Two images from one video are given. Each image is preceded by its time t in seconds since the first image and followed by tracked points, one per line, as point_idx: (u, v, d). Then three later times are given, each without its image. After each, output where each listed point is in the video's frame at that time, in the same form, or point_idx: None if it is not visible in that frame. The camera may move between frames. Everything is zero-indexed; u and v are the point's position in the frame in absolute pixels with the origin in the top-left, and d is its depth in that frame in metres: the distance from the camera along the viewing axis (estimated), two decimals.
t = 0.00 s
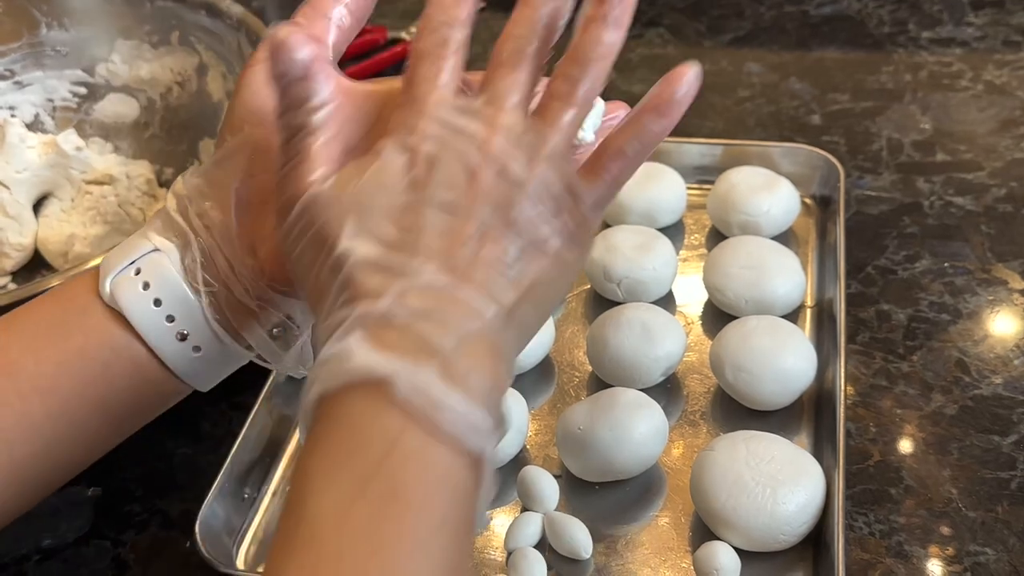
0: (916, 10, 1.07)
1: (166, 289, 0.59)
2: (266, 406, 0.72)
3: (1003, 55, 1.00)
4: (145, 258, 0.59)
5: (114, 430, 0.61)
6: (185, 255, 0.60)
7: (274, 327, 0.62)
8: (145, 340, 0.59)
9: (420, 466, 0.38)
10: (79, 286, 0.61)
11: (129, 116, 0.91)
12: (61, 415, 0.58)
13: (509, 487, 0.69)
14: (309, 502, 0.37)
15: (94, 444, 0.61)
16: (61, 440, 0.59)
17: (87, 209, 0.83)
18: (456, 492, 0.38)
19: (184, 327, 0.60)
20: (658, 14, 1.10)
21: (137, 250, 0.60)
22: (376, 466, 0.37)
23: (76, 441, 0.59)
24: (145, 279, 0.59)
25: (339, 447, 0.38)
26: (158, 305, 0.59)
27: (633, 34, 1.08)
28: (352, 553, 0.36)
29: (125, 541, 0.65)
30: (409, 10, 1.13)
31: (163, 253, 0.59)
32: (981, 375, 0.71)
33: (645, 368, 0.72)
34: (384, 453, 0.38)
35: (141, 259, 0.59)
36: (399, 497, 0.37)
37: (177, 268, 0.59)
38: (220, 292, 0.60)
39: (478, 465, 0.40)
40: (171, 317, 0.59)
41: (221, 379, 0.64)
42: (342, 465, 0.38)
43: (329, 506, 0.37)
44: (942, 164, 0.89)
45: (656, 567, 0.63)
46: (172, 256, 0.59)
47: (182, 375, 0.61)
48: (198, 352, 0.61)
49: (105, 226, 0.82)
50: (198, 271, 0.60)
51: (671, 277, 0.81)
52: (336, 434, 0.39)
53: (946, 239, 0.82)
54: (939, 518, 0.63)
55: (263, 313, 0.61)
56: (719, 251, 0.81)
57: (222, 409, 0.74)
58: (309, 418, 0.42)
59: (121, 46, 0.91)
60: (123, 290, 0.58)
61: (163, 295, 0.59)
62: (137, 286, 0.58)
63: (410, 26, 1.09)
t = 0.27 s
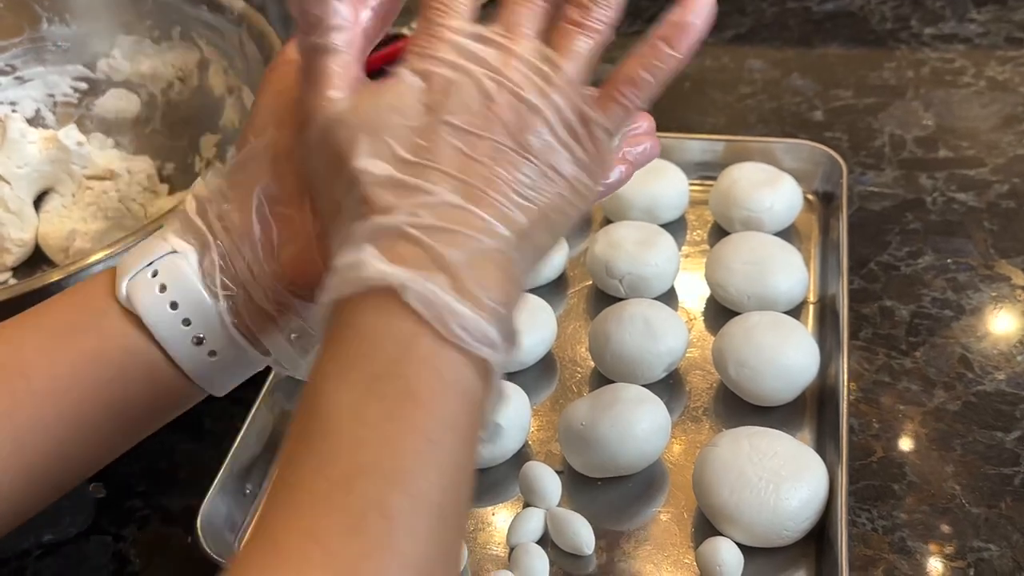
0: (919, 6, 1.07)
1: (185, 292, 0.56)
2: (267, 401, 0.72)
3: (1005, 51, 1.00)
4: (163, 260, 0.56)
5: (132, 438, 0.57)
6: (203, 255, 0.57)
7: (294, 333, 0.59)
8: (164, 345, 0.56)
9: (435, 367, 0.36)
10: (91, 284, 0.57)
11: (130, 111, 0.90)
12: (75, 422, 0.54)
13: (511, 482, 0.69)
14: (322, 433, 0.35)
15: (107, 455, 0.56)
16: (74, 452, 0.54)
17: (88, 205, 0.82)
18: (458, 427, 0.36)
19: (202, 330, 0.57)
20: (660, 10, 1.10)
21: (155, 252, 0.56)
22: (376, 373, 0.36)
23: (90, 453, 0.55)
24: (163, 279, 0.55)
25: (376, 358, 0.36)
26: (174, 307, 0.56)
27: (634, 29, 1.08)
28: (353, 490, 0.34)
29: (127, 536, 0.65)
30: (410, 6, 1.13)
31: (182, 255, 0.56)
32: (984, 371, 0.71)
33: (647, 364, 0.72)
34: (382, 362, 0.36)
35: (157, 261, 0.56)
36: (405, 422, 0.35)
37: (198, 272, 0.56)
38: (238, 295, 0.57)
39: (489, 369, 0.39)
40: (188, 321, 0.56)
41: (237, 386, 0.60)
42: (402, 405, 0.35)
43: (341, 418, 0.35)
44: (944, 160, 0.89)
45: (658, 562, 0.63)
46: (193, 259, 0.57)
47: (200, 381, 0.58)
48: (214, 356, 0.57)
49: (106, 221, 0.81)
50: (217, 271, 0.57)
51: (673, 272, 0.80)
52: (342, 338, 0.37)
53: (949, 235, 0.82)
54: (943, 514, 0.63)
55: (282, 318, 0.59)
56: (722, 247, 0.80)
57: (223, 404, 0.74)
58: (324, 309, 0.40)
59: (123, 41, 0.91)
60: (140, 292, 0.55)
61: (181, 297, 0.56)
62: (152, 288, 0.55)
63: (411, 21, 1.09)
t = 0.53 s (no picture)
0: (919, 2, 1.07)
1: (196, 273, 0.55)
2: (264, 398, 0.72)
3: (1005, 48, 1.00)
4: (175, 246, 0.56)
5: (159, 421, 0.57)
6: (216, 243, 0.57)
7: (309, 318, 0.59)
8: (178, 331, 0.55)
9: (373, 441, 0.40)
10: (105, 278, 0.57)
11: (127, 107, 0.91)
12: (101, 403, 0.54)
13: (509, 480, 0.69)
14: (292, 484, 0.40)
15: (133, 438, 0.56)
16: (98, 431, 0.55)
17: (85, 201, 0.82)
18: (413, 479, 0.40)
19: (214, 313, 0.55)
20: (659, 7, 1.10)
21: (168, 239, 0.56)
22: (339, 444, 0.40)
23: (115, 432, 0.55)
24: (177, 263, 0.55)
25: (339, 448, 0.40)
26: (187, 290, 0.55)
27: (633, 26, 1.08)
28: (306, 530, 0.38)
29: (123, 533, 0.65)
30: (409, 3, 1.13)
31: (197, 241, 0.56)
32: (984, 368, 0.71)
33: (646, 361, 0.72)
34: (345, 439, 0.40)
35: (172, 246, 0.56)
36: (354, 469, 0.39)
37: (210, 253, 0.56)
38: (253, 275, 0.57)
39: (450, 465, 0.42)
40: (200, 304, 0.55)
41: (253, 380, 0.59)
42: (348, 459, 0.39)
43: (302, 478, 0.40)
44: (945, 157, 0.88)
45: (656, 560, 0.63)
46: (205, 243, 0.57)
47: (211, 367, 0.56)
48: (227, 342, 0.56)
49: (103, 217, 0.81)
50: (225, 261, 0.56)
51: (673, 269, 0.80)
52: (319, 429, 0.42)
53: (949, 232, 0.81)
54: (942, 512, 0.63)
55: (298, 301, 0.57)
56: (721, 244, 0.80)
57: (221, 401, 0.73)
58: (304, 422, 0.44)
59: (120, 37, 0.91)
60: (155, 278, 0.55)
61: (193, 279, 0.55)
62: (168, 275, 0.55)
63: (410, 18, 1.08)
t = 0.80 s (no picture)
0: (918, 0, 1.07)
1: (137, 251, 0.59)
2: (261, 394, 0.72)
3: (1005, 46, 0.99)
4: (112, 216, 0.59)
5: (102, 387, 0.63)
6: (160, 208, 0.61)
7: (249, 286, 0.64)
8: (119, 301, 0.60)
9: (494, 442, 0.39)
10: (45, 248, 0.62)
11: (125, 105, 0.89)
12: (48, 375, 0.60)
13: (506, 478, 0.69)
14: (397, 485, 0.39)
15: (77, 410, 0.62)
16: (45, 403, 0.61)
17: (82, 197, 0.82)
18: (529, 491, 0.39)
19: (156, 287, 0.60)
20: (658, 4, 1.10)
21: (105, 209, 0.60)
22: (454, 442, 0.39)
23: (64, 403, 0.62)
24: (113, 238, 0.59)
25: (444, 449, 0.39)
26: (126, 266, 0.59)
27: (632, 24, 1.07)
28: (413, 533, 0.37)
29: (119, 530, 0.65)
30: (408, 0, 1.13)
31: (131, 212, 0.59)
32: (982, 366, 0.71)
33: (644, 358, 0.72)
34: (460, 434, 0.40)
35: (107, 218, 0.59)
36: (452, 466, 0.38)
37: (146, 227, 0.59)
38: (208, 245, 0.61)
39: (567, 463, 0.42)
40: (142, 278, 0.60)
41: (192, 340, 0.64)
42: (472, 458, 0.38)
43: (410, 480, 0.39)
44: (944, 154, 0.88)
45: (654, 558, 0.62)
46: (140, 216, 0.59)
47: (155, 335, 0.62)
48: (171, 312, 0.61)
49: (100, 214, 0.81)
50: (174, 226, 0.60)
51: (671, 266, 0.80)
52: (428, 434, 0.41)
53: (948, 230, 0.81)
54: (940, 510, 0.63)
55: (240, 272, 0.63)
56: (719, 241, 0.80)
57: (217, 398, 0.73)
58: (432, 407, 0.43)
59: (117, 33, 0.92)
60: (91, 253, 0.59)
61: (133, 256, 0.59)
62: (104, 245, 0.59)
63: (408, 15, 1.08)
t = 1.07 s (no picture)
0: None
1: (152, 262, 0.55)
2: (261, 390, 0.72)
3: (1004, 43, 0.99)
4: (124, 224, 0.55)
5: (106, 390, 0.59)
6: (186, 212, 0.57)
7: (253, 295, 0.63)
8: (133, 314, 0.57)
9: (474, 427, 0.37)
10: (46, 248, 0.57)
11: (124, 101, 0.92)
12: (54, 381, 0.56)
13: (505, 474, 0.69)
14: (364, 454, 0.36)
15: (84, 412, 0.59)
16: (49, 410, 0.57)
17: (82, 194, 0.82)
18: (497, 470, 0.37)
19: (173, 299, 0.57)
20: (658, 2, 1.10)
21: (116, 215, 0.55)
22: (433, 418, 0.37)
23: (59, 408, 0.58)
24: (128, 249, 0.55)
25: (422, 424, 0.37)
26: (142, 277, 0.55)
27: (632, 21, 1.08)
28: (378, 514, 0.35)
29: (118, 527, 0.65)
30: None
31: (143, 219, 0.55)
32: (982, 363, 0.71)
33: (644, 355, 0.72)
34: (436, 408, 0.37)
35: (119, 226, 0.55)
36: (442, 451, 0.36)
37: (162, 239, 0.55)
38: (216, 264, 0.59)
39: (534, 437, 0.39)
40: (158, 290, 0.56)
41: (194, 340, 0.61)
42: (381, 412, 0.37)
43: (384, 455, 0.36)
44: (943, 152, 0.88)
45: (652, 554, 0.62)
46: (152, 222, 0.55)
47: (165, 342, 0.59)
48: (184, 320, 0.59)
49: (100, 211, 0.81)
50: (202, 233, 0.58)
51: (671, 263, 0.80)
52: (374, 387, 0.38)
53: (947, 227, 0.81)
54: (940, 508, 0.63)
55: (251, 285, 0.62)
56: (718, 239, 0.80)
57: (217, 394, 0.73)
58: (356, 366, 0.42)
59: (117, 30, 0.90)
60: (103, 262, 0.55)
61: (148, 268, 0.55)
62: (118, 256, 0.55)
63: (408, 12, 1.08)
